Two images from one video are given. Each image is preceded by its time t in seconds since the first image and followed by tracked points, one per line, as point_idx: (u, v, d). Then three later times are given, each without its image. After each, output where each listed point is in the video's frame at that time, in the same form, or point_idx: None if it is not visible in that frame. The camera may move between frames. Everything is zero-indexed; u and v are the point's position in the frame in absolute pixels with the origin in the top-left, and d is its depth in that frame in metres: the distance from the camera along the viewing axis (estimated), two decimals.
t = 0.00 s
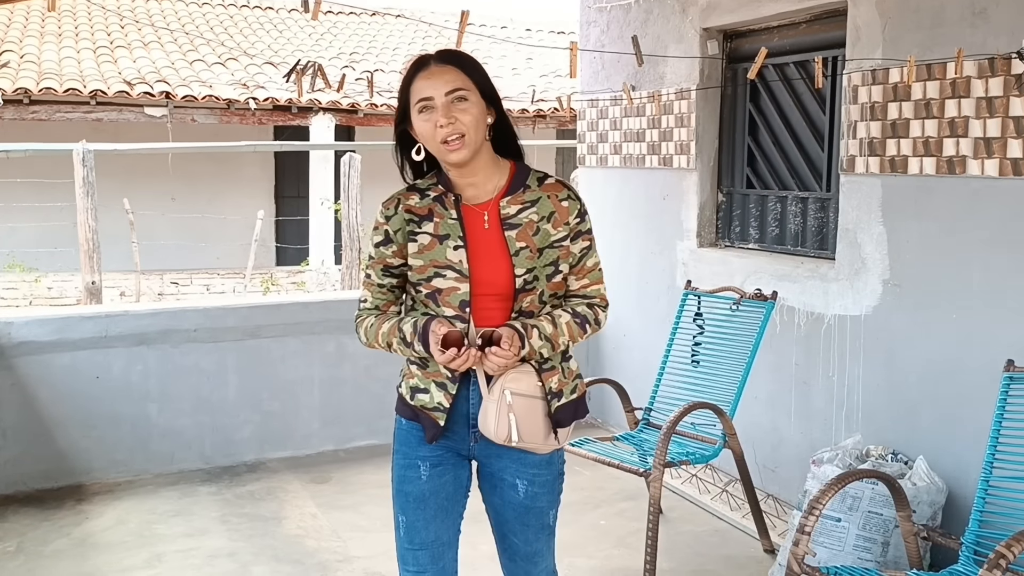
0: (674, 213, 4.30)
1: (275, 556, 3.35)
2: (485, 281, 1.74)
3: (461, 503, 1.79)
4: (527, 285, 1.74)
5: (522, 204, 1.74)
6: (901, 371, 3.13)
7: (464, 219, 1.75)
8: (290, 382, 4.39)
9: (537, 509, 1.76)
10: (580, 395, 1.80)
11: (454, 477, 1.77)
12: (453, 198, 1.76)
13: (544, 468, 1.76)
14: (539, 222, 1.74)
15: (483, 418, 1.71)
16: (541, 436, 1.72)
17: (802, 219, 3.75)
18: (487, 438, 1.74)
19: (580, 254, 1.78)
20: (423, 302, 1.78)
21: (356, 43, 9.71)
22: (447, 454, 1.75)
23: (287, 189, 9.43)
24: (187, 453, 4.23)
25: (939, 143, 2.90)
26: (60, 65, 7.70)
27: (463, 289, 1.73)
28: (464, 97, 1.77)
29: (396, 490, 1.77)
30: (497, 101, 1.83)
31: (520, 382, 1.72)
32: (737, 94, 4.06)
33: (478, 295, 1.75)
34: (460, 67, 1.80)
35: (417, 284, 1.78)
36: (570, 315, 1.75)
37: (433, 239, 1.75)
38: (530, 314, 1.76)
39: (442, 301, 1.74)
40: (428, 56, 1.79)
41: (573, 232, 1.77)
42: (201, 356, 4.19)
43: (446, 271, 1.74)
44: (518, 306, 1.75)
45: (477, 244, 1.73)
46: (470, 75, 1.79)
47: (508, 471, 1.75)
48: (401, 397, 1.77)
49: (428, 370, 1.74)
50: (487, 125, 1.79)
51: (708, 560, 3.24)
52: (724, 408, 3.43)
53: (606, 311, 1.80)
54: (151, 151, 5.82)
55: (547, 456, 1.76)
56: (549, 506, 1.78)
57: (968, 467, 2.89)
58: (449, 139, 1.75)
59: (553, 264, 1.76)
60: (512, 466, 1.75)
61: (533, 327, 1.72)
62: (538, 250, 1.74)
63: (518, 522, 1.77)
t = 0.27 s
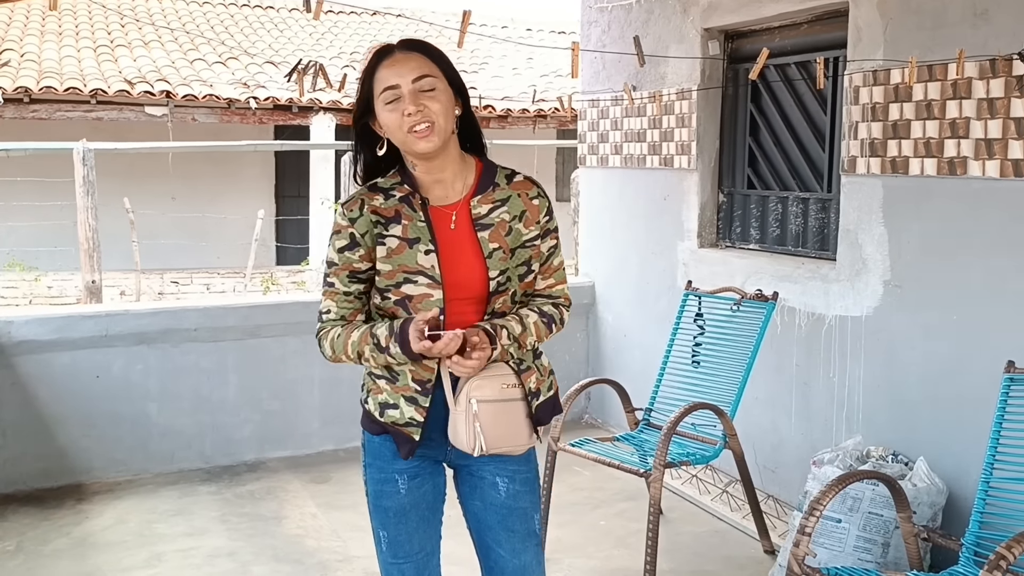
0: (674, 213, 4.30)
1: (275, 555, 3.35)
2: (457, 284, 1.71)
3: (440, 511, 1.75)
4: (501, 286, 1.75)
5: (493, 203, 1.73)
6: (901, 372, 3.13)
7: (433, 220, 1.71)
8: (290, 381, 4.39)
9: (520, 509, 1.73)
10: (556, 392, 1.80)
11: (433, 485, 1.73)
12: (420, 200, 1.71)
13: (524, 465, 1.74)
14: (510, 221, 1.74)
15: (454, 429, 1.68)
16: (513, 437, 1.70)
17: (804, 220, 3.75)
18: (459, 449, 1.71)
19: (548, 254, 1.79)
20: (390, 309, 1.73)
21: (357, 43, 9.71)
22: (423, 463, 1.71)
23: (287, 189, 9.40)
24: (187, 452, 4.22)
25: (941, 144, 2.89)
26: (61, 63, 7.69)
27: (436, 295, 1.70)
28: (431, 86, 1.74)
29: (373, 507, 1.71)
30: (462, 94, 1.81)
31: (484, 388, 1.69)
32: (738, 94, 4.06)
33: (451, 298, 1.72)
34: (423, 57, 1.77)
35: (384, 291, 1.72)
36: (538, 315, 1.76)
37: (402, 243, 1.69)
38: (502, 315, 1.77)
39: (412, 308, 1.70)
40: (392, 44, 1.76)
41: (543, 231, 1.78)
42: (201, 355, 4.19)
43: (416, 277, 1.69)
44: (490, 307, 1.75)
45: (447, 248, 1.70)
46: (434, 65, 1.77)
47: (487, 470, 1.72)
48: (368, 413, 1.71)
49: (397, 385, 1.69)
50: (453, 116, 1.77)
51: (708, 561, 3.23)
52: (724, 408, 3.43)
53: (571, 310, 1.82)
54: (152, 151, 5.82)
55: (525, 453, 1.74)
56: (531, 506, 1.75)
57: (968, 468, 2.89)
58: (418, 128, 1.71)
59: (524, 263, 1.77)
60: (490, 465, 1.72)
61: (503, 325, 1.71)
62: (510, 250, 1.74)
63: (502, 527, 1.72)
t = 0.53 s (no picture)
0: (675, 214, 4.30)
1: (275, 555, 3.35)
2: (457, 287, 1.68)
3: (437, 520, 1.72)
4: (505, 287, 1.74)
5: (492, 203, 1.72)
6: (901, 373, 3.13)
7: (432, 222, 1.67)
8: (290, 381, 4.39)
9: (517, 508, 1.73)
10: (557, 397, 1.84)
11: (430, 495, 1.70)
12: (420, 201, 1.66)
13: (519, 464, 1.74)
14: (510, 221, 1.73)
15: (455, 437, 1.65)
16: (513, 437, 1.70)
17: (804, 220, 3.75)
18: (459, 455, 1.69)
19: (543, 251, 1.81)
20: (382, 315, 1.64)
21: (358, 43, 9.72)
22: (420, 473, 1.68)
23: (287, 189, 9.42)
24: (187, 452, 4.23)
25: (941, 145, 2.90)
26: (61, 63, 7.70)
27: (434, 300, 1.64)
28: (442, 84, 1.71)
29: (370, 522, 1.67)
30: (467, 98, 1.79)
31: (483, 390, 1.67)
32: (739, 95, 4.06)
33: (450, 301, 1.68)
34: (435, 53, 1.73)
35: (377, 295, 1.65)
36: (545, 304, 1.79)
37: (400, 244, 1.63)
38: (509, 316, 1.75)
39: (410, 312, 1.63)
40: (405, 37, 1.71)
41: (538, 230, 1.79)
42: (201, 355, 4.19)
43: (414, 280, 1.63)
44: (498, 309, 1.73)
45: (447, 249, 1.67)
46: (444, 63, 1.73)
47: (483, 471, 1.72)
48: (361, 429, 1.64)
49: (390, 397, 1.62)
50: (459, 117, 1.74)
51: (708, 561, 3.24)
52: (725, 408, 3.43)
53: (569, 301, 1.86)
54: (153, 151, 5.83)
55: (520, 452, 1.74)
56: (529, 505, 1.75)
57: (968, 468, 2.89)
58: (425, 124, 1.67)
59: (524, 262, 1.77)
60: (487, 466, 1.71)
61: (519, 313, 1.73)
62: (511, 250, 1.74)
63: (500, 528, 1.72)
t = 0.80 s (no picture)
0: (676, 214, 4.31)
1: (276, 555, 3.36)
2: (476, 291, 1.68)
3: (446, 533, 1.73)
4: (537, 295, 1.70)
5: (519, 209, 1.72)
6: (902, 373, 3.14)
7: (447, 222, 1.68)
8: (291, 381, 4.40)
9: (531, 529, 1.71)
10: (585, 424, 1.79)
11: (437, 508, 1.70)
12: (436, 202, 1.68)
13: (535, 484, 1.72)
14: (538, 227, 1.73)
15: (458, 446, 1.66)
16: (522, 455, 1.69)
17: (805, 221, 3.75)
18: (466, 468, 1.69)
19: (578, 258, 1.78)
20: (394, 316, 1.64)
21: (359, 43, 9.72)
22: (427, 485, 1.68)
23: (288, 189, 9.42)
24: (188, 452, 4.23)
25: (941, 146, 2.90)
26: (62, 63, 7.71)
27: (444, 304, 1.63)
28: (470, 79, 1.72)
29: (376, 526, 1.69)
30: (495, 98, 1.79)
31: (493, 402, 1.66)
32: (740, 96, 4.07)
33: (461, 304, 1.67)
34: (466, 51, 1.74)
35: (389, 295, 1.64)
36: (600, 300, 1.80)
37: (414, 246, 1.64)
38: (549, 328, 1.71)
39: (420, 315, 1.63)
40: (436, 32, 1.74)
41: (569, 237, 1.77)
42: (202, 355, 4.20)
43: (426, 283, 1.63)
44: (535, 319, 1.70)
45: (466, 253, 1.67)
46: (474, 61, 1.74)
47: (496, 489, 1.71)
48: (372, 433, 1.68)
49: (399, 403, 1.65)
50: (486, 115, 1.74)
51: (708, 561, 3.24)
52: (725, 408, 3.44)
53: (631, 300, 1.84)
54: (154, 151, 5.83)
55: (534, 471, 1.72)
56: (544, 526, 1.72)
57: (969, 469, 2.89)
58: (450, 118, 1.68)
59: (560, 269, 1.74)
60: (500, 484, 1.70)
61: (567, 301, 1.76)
62: (540, 257, 1.72)
63: (513, 548, 1.71)
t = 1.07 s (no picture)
0: (679, 214, 4.31)
1: (279, 554, 3.36)
2: (520, 285, 1.62)
3: (490, 549, 1.66)
4: (580, 295, 1.62)
5: (569, 205, 1.64)
6: (905, 373, 3.13)
7: (495, 212, 1.63)
8: (294, 380, 4.40)
9: (579, 541, 1.62)
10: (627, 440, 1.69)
11: (482, 524, 1.64)
12: (484, 190, 1.64)
13: (587, 495, 1.63)
14: (588, 225, 1.64)
15: (502, 439, 1.59)
16: (568, 457, 1.60)
17: (807, 221, 3.75)
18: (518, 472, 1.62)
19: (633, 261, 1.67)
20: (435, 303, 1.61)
21: (361, 43, 9.74)
22: (474, 499, 1.63)
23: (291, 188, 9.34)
24: (191, 451, 4.24)
25: (945, 146, 2.90)
26: (65, 62, 7.72)
27: (486, 293, 1.59)
28: (527, 72, 1.66)
29: (419, 536, 1.64)
30: (554, 91, 1.74)
31: (542, 397, 1.60)
32: (743, 95, 4.06)
33: (502, 297, 1.62)
34: (526, 41, 1.69)
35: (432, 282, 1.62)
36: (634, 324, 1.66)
37: (458, 233, 1.61)
38: (592, 330, 1.63)
39: (460, 303, 1.59)
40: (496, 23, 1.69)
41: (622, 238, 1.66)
42: (205, 354, 4.20)
43: (467, 271, 1.59)
44: (575, 320, 1.62)
45: (510, 245, 1.62)
46: (534, 53, 1.69)
47: (546, 497, 1.63)
48: (415, 425, 1.64)
49: (437, 394, 1.60)
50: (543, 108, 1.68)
51: (711, 561, 3.24)
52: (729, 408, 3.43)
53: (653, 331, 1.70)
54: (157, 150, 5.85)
55: (587, 480, 1.63)
56: (592, 540, 1.64)
57: (972, 470, 2.89)
58: (504, 110, 1.63)
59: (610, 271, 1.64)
60: (550, 492, 1.63)
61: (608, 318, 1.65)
62: (587, 256, 1.62)
63: (558, 559, 1.62)
